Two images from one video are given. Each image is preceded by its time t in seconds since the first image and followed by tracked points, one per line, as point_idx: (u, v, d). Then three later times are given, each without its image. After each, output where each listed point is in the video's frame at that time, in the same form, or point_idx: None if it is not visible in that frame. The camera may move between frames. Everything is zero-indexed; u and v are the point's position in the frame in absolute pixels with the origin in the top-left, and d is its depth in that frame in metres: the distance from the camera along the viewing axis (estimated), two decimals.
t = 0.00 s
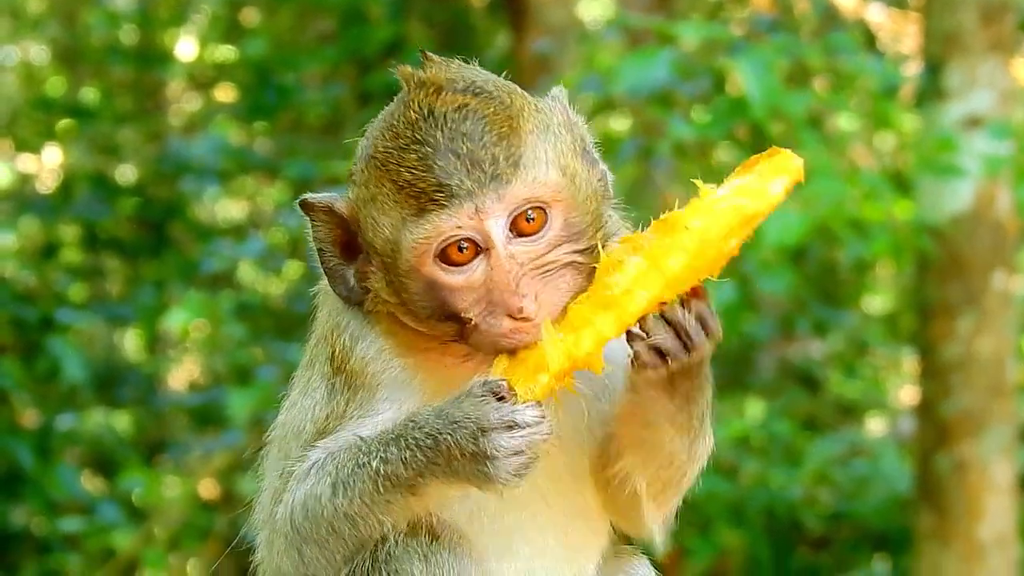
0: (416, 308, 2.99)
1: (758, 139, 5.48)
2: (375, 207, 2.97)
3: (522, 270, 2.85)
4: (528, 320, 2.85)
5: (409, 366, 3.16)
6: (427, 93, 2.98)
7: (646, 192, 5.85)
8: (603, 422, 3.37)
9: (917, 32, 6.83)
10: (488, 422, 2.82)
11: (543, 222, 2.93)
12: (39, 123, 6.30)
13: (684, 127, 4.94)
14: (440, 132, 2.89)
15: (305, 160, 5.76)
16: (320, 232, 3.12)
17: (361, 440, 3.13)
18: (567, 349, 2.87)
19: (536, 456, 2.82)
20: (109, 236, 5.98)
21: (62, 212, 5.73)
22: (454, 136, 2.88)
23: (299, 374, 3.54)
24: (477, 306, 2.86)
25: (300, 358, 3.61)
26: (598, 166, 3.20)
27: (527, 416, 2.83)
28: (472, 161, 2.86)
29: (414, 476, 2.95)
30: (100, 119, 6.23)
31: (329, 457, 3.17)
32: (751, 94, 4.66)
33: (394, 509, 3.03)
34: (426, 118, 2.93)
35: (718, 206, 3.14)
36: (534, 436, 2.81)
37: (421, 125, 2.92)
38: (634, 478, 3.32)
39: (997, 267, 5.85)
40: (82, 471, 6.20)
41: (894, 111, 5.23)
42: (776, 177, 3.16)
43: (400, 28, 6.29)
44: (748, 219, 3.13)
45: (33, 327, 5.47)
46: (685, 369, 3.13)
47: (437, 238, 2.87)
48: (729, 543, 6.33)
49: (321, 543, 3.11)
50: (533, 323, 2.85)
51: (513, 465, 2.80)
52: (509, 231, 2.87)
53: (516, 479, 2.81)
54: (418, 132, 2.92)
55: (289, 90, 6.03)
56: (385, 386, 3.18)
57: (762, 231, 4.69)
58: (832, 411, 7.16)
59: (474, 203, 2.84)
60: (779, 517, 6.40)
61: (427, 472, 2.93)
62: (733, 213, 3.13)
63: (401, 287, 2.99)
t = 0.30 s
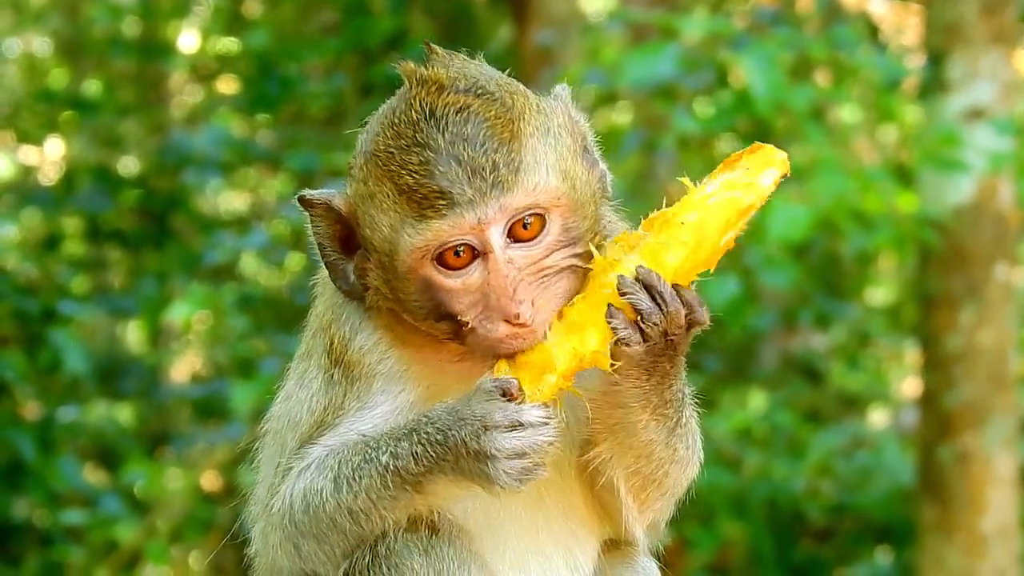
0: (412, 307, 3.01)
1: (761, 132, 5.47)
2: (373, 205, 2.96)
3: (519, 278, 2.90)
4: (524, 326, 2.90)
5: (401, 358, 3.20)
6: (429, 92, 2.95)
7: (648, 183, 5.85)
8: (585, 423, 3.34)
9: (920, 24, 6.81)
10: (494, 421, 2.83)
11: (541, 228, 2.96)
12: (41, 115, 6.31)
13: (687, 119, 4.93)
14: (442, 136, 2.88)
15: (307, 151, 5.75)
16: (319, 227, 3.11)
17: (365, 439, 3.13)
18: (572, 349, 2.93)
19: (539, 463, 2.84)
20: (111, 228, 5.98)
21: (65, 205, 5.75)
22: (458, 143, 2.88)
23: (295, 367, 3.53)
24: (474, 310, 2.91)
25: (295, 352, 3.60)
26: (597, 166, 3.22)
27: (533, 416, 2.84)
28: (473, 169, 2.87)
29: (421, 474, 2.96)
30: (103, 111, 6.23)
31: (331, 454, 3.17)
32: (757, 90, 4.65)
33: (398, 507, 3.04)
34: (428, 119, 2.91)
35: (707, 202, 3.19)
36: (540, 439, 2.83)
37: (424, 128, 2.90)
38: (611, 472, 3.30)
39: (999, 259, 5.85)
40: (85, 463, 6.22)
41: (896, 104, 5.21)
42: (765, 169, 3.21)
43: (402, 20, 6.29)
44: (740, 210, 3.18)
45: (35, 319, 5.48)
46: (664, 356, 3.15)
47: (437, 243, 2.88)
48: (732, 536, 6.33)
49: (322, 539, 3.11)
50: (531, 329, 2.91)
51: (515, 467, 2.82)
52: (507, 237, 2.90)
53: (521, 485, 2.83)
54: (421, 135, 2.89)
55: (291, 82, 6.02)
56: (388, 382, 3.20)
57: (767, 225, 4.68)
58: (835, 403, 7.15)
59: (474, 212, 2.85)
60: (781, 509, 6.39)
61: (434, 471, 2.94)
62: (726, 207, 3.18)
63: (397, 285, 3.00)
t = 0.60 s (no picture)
0: (407, 290, 2.99)
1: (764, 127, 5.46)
2: (366, 191, 2.94)
3: (517, 257, 2.87)
4: (522, 308, 2.88)
5: (398, 345, 3.20)
6: (415, 75, 2.96)
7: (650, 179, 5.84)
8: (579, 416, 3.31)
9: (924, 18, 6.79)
10: (498, 408, 2.83)
11: (536, 207, 2.95)
12: (45, 111, 6.32)
13: (690, 116, 4.92)
14: (431, 118, 2.88)
15: (310, 147, 5.74)
16: (309, 222, 3.10)
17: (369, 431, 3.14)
18: (582, 340, 2.93)
19: (543, 453, 2.85)
20: (114, 224, 6.00)
21: (68, 200, 5.76)
22: (448, 124, 2.87)
23: (293, 365, 3.53)
24: (473, 291, 2.88)
25: (292, 350, 3.60)
26: (581, 148, 3.21)
27: (537, 404, 2.84)
28: (466, 148, 2.85)
29: (426, 463, 2.97)
30: (106, 106, 6.24)
31: (336, 448, 3.18)
32: (763, 88, 4.63)
33: (404, 496, 3.05)
34: (416, 103, 2.91)
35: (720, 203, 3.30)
36: (542, 427, 2.83)
37: (413, 112, 2.89)
38: (607, 467, 3.29)
39: (1002, 255, 5.85)
40: (88, 458, 6.24)
41: (901, 99, 5.20)
42: (775, 171, 3.32)
43: (404, 16, 6.29)
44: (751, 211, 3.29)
45: (38, 315, 5.49)
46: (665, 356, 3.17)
47: (434, 225, 2.85)
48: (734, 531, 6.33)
49: (331, 533, 3.12)
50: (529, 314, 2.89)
51: (517, 455, 2.82)
52: (503, 217, 2.88)
53: (524, 475, 2.83)
54: (411, 119, 2.88)
55: (294, 78, 6.02)
56: (387, 372, 3.20)
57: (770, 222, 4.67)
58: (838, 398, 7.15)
59: (470, 190, 2.84)
60: (784, 504, 6.39)
61: (438, 460, 2.95)
62: (737, 208, 3.28)
63: (392, 271, 2.98)
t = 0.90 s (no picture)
0: (427, 275, 3.03)
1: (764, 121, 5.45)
2: (400, 170, 3.00)
3: (545, 250, 2.90)
4: (549, 298, 2.86)
5: (407, 336, 3.20)
6: (457, 63, 3.06)
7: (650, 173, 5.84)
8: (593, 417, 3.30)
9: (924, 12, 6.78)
10: (515, 404, 2.85)
11: (567, 199, 3.01)
12: (44, 106, 6.32)
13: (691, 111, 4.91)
14: (475, 103, 2.98)
15: (310, 141, 5.72)
16: (325, 202, 3.13)
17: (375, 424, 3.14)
18: (604, 344, 2.90)
19: (555, 451, 2.84)
20: (114, 219, 6.00)
21: (68, 195, 5.77)
22: (491, 108, 2.97)
23: (297, 359, 3.51)
24: (498, 279, 2.91)
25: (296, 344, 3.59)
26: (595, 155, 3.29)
27: (554, 404, 2.83)
28: (509, 133, 2.94)
29: (434, 456, 2.98)
30: (105, 102, 6.24)
31: (342, 441, 3.18)
32: (766, 83, 4.61)
33: (410, 489, 3.05)
34: (459, 88, 3.01)
35: (755, 219, 3.15)
36: (559, 426, 2.82)
37: (457, 97, 2.99)
38: (619, 467, 3.27)
39: (1001, 248, 5.86)
40: (89, 453, 6.24)
41: (902, 93, 5.19)
42: (816, 193, 3.16)
43: (404, 11, 6.28)
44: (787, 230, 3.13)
45: (38, 310, 5.50)
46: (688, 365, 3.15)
47: (471, 207, 2.91)
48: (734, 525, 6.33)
49: (335, 526, 3.12)
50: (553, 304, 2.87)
51: (530, 452, 2.83)
52: (538, 205, 2.95)
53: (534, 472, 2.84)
54: (455, 103, 2.98)
55: (294, 73, 6.01)
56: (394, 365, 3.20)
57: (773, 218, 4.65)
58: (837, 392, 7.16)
59: (509, 172, 2.91)
60: (784, 498, 6.40)
61: (447, 453, 2.96)
62: (773, 227, 3.13)
63: (415, 254, 3.02)
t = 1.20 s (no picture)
0: (440, 266, 3.03)
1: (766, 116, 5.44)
2: (412, 161, 3.00)
3: (558, 242, 2.90)
4: (563, 293, 2.86)
5: (413, 334, 3.21)
6: (468, 55, 3.07)
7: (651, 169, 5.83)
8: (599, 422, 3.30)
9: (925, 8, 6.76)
10: (522, 407, 2.86)
11: (580, 189, 3.02)
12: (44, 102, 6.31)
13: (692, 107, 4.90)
14: (488, 95, 2.98)
15: (310, 137, 5.72)
16: (332, 194, 3.13)
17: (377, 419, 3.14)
18: (615, 353, 2.90)
19: (561, 450, 2.85)
20: (115, 215, 6.00)
21: (68, 191, 5.76)
22: (504, 101, 2.97)
23: (300, 352, 3.51)
24: (513, 270, 2.91)
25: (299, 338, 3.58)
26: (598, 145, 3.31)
27: (559, 408, 2.85)
28: (523, 124, 2.94)
29: (437, 453, 2.98)
30: (105, 98, 6.23)
31: (343, 436, 3.17)
32: (767, 80, 4.59)
33: (410, 485, 3.05)
34: (471, 81, 3.01)
35: (779, 245, 3.09)
36: (564, 430, 2.84)
37: (469, 89, 2.99)
38: (623, 473, 3.27)
39: (1002, 244, 5.86)
40: (89, 450, 6.24)
41: (903, 89, 5.17)
42: (842, 224, 3.12)
43: (405, 7, 6.28)
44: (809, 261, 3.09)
45: (38, 307, 5.50)
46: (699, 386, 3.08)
47: (485, 198, 2.91)
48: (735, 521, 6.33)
49: (334, 521, 3.12)
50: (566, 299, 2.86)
51: (534, 454, 2.83)
52: (551, 197, 2.94)
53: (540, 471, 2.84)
54: (467, 95, 2.98)
55: (294, 69, 6.00)
56: (399, 361, 3.21)
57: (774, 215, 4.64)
58: (838, 388, 7.15)
59: (524, 162, 2.91)
60: (785, 494, 6.39)
61: (449, 450, 2.96)
62: (796, 255, 3.08)
63: (428, 245, 3.02)
